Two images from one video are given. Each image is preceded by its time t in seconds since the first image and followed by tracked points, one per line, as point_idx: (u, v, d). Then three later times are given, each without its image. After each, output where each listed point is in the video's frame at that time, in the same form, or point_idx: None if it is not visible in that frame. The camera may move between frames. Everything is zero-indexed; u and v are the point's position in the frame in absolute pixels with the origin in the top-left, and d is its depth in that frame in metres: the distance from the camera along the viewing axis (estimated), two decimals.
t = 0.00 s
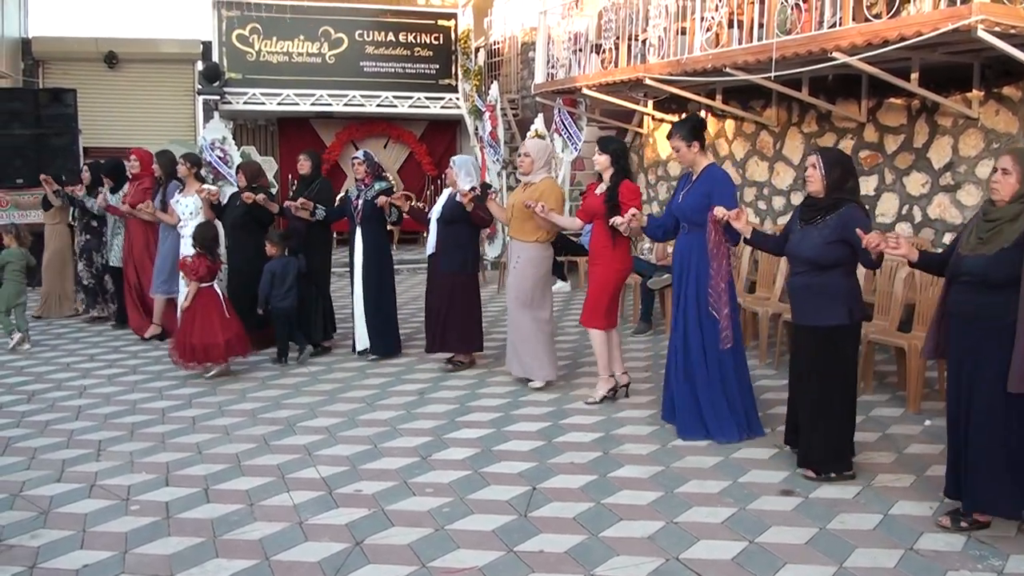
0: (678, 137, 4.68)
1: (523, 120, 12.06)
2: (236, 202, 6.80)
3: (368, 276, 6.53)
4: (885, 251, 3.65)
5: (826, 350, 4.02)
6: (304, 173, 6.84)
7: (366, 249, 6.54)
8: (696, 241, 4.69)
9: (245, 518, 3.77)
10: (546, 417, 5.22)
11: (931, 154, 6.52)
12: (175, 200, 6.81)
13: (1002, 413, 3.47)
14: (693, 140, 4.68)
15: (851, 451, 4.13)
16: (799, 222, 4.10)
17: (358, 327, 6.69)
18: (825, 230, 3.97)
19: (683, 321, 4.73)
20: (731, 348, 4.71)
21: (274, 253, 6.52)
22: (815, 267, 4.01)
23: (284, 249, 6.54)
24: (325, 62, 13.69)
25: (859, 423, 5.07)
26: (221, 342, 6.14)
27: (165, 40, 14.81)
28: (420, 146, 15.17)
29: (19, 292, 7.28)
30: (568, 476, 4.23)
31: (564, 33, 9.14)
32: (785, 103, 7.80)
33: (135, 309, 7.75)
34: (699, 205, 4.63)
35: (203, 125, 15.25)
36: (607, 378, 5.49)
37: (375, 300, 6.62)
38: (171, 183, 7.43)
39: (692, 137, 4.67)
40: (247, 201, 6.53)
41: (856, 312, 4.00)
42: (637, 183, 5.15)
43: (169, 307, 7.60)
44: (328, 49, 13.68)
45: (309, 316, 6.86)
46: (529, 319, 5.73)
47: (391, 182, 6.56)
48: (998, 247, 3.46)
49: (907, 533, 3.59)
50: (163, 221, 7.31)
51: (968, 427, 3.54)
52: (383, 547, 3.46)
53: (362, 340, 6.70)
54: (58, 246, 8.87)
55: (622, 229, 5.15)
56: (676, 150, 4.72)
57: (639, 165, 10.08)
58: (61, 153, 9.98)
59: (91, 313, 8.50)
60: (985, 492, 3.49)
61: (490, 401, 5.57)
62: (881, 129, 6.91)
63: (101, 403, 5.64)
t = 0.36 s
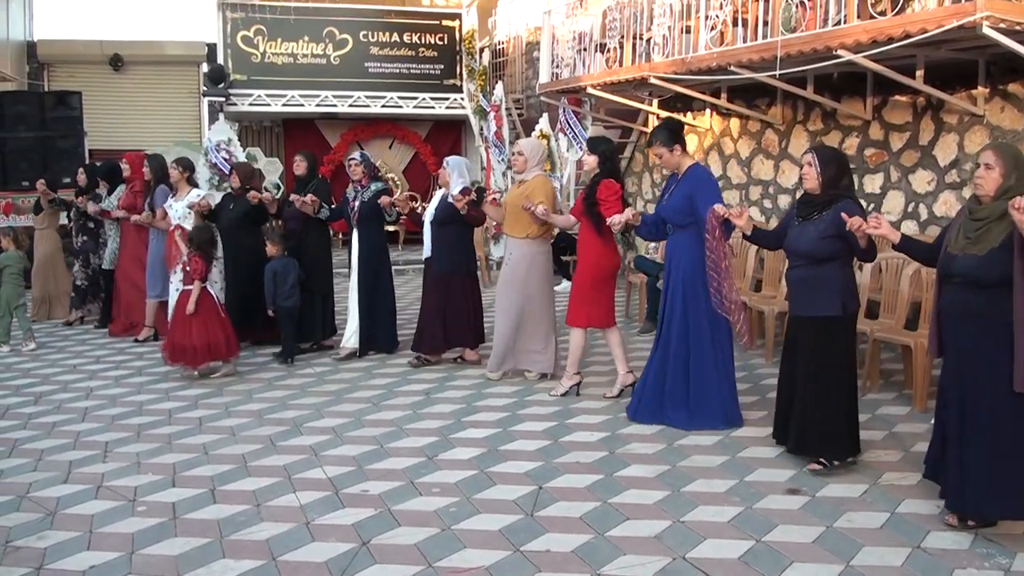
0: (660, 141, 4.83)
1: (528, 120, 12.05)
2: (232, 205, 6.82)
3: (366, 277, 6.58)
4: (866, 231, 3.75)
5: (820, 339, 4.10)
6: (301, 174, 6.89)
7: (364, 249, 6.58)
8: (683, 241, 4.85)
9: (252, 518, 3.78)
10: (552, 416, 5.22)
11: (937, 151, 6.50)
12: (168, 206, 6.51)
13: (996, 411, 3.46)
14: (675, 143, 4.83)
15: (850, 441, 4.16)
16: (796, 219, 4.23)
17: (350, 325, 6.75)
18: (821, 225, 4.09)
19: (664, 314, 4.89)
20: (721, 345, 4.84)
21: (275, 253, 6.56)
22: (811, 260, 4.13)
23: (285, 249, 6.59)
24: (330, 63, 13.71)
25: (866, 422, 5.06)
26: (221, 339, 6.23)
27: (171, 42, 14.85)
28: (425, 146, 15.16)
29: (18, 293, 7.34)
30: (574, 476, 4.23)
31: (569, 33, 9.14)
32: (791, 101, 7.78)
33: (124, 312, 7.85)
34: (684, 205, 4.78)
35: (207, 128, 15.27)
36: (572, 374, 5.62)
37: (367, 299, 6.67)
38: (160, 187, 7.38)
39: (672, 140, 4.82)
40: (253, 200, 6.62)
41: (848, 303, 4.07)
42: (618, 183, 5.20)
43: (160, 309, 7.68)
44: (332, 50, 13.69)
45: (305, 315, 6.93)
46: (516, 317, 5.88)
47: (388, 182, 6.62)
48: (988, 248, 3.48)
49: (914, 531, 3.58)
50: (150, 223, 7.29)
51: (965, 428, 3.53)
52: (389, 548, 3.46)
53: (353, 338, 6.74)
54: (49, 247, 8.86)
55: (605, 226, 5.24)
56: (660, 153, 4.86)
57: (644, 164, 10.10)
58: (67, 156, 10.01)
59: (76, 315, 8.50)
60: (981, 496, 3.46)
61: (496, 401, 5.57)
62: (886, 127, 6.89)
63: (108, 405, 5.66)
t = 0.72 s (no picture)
0: (636, 141, 4.88)
1: (527, 119, 12.03)
2: (215, 203, 6.87)
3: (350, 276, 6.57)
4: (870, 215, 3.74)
5: (809, 330, 4.26)
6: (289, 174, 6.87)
7: (347, 250, 6.56)
8: (657, 238, 4.92)
9: (251, 519, 3.78)
10: (552, 415, 5.22)
11: (935, 149, 6.50)
12: (151, 202, 6.90)
13: (984, 398, 3.56)
14: (652, 142, 4.86)
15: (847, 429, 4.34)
16: (780, 217, 4.36)
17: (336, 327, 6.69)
18: (805, 221, 4.21)
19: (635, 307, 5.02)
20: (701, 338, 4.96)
21: (271, 251, 6.66)
22: (797, 255, 4.25)
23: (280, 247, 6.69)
24: (328, 62, 13.70)
25: (865, 419, 5.06)
26: (202, 340, 6.17)
27: (169, 42, 14.84)
28: (424, 146, 15.14)
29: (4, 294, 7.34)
30: (573, 475, 4.23)
31: (567, 31, 9.13)
32: (789, 99, 7.78)
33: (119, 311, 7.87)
34: (660, 202, 4.84)
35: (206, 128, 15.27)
36: (572, 373, 5.63)
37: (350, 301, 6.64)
38: (144, 186, 7.39)
39: (649, 139, 4.85)
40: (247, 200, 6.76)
41: (833, 299, 4.23)
42: (597, 181, 5.31)
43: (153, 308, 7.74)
44: (330, 49, 13.68)
45: (297, 315, 6.95)
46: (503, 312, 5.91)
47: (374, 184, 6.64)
48: (982, 240, 3.54)
49: (914, 528, 3.58)
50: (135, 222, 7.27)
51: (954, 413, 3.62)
52: (390, 547, 3.46)
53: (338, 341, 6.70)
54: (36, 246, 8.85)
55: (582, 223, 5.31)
56: (635, 151, 4.92)
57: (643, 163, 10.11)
58: (65, 156, 9.98)
59: (73, 315, 8.49)
60: (972, 478, 3.57)
61: (495, 400, 5.57)
62: (885, 124, 6.89)
63: (107, 405, 5.65)
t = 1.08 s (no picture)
0: (616, 139, 4.89)
1: (521, 116, 12.03)
2: (197, 203, 6.78)
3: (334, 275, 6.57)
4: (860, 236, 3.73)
5: (767, 328, 4.36)
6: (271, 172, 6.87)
7: (331, 248, 6.55)
8: (642, 234, 4.91)
9: (245, 516, 3.77)
10: (545, 412, 5.21)
11: (929, 146, 6.51)
12: (140, 199, 6.90)
13: (956, 393, 3.62)
14: (632, 140, 4.89)
15: (814, 430, 4.40)
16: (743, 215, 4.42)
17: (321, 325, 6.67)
18: (769, 219, 4.28)
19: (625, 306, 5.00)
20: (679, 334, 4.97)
21: (250, 250, 6.69)
22: (755, 253, 4.33)
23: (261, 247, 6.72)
24: (321, 59, 13.67)
25: (858, 416, 5.07)
26: (174, 345, 6.15)
27: (163, 39, 14.79)
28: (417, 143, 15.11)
29: None
30: (567, 472, 4.23)
31: (561, 28, 9.12)
32: (783, 96, 7.79)
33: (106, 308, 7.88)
34: (644, 199, 4.86)
35: (199, 125, 15.23)
36: (564, 370, 5.63)
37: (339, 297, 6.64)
38: (133, 183, 7.40)
39: (628, 137, 4.88)
40: (225, 211, 6.73)
41: (789, 298, 4.33)
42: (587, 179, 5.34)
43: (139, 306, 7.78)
44: (324, 46, 13.65)
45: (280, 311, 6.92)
46: (490, 313, 5.89)
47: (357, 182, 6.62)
48: (960, 238, 3.59)
49: (907, 525, 3.59)
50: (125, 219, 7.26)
51: (922, 405, 3.68)
52: (384, 545, 3.45)
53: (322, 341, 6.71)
54: (25, 246, 8.84)
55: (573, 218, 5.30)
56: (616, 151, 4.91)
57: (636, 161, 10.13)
58: (58, 153, 9.94)
59: (66, 314, 8.46)
60: (939, 472, 3.66)
61: (489, 397, 5.57)
62: (879, 121, 6.90)
63: (100, 403, 5.64)
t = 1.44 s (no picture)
0: (594, 140, 4.91)
1: (512, 114, 12.03)
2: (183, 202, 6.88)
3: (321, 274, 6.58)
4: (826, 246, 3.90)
5: (739, 323, 4.40)
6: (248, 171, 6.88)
7: (315, 242, 6.58)
8: (621, 233, 4.95)
9: (236, 515, 3.76)
10: (537, 410, 5.22)
11: (919, 142, 6.52)
12: (125, 198, 6.91)
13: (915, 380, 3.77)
14: (610, 140, 4.93)
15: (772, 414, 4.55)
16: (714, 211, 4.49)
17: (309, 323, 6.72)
18: (737, 216, 4.36)
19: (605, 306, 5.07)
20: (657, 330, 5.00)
21: (228, 249, 6.68)
22: (724, 250, 4.41)
23: (238, 245, 6.70)
24: (312, 56, 13.63)
25: (848, 411, 5.09)
26: (154, 341, 6.16)
27: (153, 36, 14.73)
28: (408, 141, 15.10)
29: None
30: (559, 469, 4.23)
31: (552, 26, 9.12)
32: (774, 93, 7.81)
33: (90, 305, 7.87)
34: (622, 199, 4.91)
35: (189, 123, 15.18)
36: (556, 365, 5.65)
37: (326, 296, 6.67)
38: (121, 182, 7.38)
39: (605, 138, 4.91)
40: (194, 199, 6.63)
41: (763, 291, 4.40)
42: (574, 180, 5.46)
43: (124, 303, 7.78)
44: (314, 44, 13.62)
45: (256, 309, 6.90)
46: (472, 309, 5.99)
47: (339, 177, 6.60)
48: (920, 231, 3.75)
49: (898, 520, 3.60)
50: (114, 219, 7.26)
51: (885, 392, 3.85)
52: (375, 543, 3.45)
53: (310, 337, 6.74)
54: (8, 241, 8.69)
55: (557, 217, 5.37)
56: (594, 151, 4.94)
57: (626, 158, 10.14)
58: (48, 151, 9.90)
59: (55, 311, 8.43)
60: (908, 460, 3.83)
61: (481, 395, 5.57)
62: (869, 118, 6.91)
63: (91, 402, 5.62)
